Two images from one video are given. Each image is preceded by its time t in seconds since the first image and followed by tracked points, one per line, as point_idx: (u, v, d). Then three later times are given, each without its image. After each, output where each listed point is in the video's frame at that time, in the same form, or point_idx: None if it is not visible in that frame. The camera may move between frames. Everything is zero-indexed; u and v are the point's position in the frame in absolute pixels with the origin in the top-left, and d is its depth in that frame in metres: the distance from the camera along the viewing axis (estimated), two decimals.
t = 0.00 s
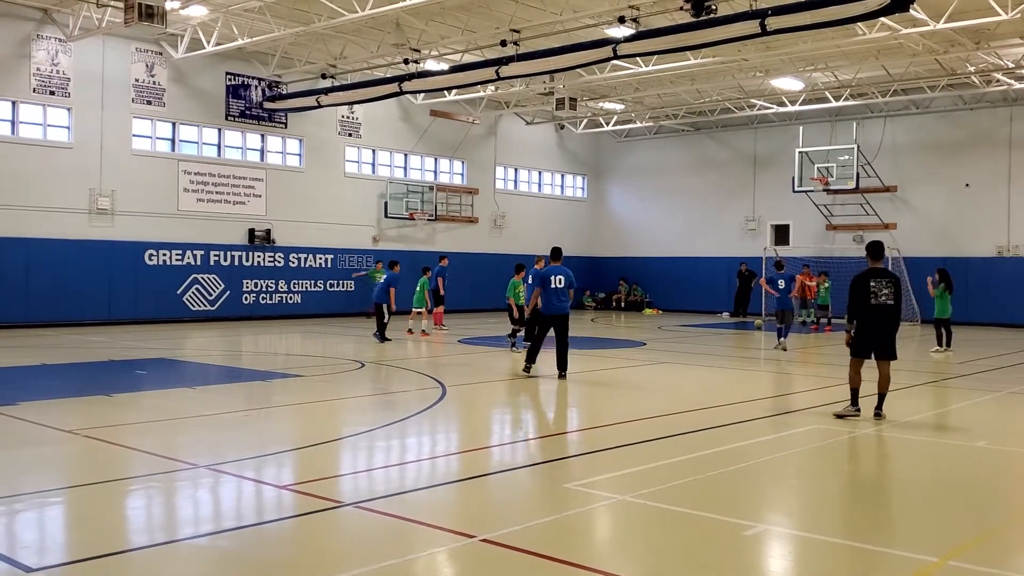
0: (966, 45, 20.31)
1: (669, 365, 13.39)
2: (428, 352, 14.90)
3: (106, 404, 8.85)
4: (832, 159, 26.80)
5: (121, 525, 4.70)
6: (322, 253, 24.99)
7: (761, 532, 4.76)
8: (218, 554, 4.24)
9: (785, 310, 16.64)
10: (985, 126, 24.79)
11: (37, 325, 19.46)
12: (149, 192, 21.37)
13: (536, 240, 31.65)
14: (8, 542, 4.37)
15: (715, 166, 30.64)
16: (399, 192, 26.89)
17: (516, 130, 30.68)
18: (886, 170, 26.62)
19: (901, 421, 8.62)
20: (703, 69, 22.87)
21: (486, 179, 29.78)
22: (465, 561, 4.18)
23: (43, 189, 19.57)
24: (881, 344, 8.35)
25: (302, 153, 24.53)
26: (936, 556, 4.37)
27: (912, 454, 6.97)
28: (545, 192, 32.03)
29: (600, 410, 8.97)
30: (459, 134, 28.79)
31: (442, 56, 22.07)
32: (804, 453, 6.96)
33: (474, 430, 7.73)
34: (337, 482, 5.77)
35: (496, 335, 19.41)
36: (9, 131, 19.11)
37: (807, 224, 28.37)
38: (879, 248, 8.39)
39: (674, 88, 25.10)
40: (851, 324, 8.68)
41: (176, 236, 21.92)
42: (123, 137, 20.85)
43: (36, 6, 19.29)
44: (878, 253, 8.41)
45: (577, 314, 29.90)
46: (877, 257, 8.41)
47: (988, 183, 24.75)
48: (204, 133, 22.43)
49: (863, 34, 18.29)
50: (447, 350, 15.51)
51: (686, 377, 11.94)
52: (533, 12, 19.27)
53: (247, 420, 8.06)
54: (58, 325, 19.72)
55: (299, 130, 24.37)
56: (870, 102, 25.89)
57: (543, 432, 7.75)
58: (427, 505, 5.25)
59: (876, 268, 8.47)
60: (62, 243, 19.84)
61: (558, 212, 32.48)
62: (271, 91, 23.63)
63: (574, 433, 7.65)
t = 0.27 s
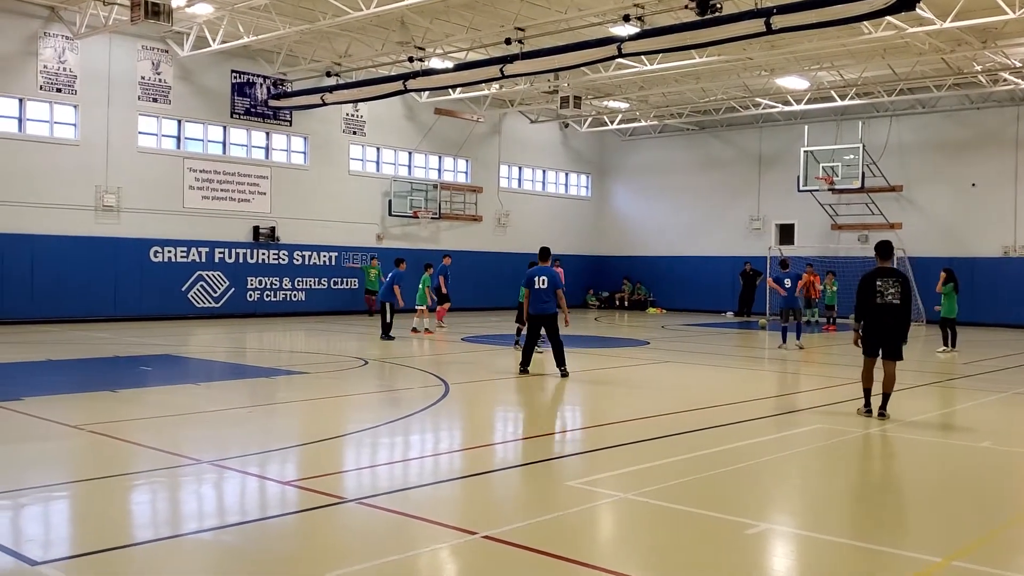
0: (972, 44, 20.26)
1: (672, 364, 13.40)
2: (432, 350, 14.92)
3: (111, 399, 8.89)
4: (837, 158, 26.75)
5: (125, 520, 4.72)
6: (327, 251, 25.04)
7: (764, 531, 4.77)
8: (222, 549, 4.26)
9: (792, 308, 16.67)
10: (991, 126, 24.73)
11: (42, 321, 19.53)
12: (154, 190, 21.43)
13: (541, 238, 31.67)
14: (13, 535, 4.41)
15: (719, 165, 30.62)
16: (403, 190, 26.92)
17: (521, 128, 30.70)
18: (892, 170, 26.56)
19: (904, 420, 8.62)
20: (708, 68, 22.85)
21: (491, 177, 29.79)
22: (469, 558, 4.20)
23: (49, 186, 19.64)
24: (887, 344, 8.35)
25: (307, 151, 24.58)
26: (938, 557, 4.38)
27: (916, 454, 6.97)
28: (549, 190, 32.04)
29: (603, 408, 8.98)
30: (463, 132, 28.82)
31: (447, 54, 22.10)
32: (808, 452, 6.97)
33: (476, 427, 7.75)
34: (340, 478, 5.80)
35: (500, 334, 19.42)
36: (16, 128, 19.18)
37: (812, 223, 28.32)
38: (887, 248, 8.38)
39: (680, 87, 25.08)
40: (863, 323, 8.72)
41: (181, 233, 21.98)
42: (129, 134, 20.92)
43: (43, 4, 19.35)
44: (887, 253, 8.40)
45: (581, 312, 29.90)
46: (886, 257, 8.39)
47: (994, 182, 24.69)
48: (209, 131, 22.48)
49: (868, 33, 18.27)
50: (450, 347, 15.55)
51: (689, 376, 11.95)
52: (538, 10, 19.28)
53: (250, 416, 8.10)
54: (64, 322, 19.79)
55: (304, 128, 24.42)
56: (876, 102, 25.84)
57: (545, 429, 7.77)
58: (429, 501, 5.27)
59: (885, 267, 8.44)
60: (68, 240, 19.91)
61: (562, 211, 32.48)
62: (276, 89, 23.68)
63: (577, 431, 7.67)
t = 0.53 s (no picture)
0: (973, 45, 20.25)
1: (673, 363, 13.40)
2: (432, 349, 14.93)
3: (110, 398, 8.89)
4: (838, 158, 26.74)
5: (125, 519, 4.72)
6: (328, 249, 25.04)
7: (763, 532, 4.77)
8: (221, 549, 4.26)
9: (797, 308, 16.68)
10: (992, 127, 24.70)
11: (43, 319, 19.54)
12: (155, 188, 21.44)
13: (542, 237, 31.66)
14: (13, 534, 4.41)
15: (721, 164, 30.60)
16: (404, 189, 26.92)
17: (522, 127, 30.69)
18: (893, 170, 26.54)
19: (905, 420, 8.60)
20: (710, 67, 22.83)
21: (492, 176, 29.79)
22: (468, 558, 4.19)
23: (50, 184, 19.65)
24: (886, 343, 8.30)
25: (308, 150, 24.57)
26: (937, 557, 4.37)
27: (916, 454, 6.97)
28: (551, 189, 32.03)
29: (603, 408, 8.97)
30: (465, 131, 28.81)
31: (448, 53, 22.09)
32: (808, 452, 6.96)
33: (478, 427, 7.75)
34: (340, 477, 5.80)
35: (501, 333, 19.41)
36: (17, 126, 19.18)
37: (813, 223, 28.31)
38: (887, 248, 8.39)
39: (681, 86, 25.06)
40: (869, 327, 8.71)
41: (182, 232, 21.99)
42: (131, 133, 20.93)
43: (45, 2, 19.34)
44: (888, 253, 8.40)
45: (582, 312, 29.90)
46: (887, 256, 8.40)
47: (995, 183, 24.67)
48: (211, 130, 22.49)
49: (870, 33, 18.26)
50: (450, 346, 15.55)
51: (689, 376, 11.95)
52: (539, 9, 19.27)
53: (250, 415, 8.11)
54: (65, 320, 19.80)
55: (305, 127, 24.41)
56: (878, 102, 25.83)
57: (544, 430, 7.76)
58: (430, 501, 5.27)
59: (887, 269, 8.48)
60: (69, 238, 19.92)
61: (563, 210, 32.46)
62: (278, 87, 23.66)
63: (578, 431, 7.66)
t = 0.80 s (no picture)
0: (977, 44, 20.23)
1: (675, 363, 13.40)
2: (434, 348, 14.94)
3: (112, 397, 8.90)
4: (841, 157, 26.68)
5: (127, 517, 4.73)
6: (330, 249, 25.06)
7: (765, 531, 4.77)
8: (223, 547, 4.27)
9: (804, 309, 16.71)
10: (996, 126, 24.67)
11: (46, 318, 19.56)
12: (158, 187, 21.47)
13: (544, 237, 31.67)
14: (15, 531, 4.42)
15: (723, 164, 30.58)
16: (406, 188, 26.93)
17: (524, 126, 30.69)
18: (896, 169, 26.51)
19: (907, 420, 8.58)
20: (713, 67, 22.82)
21: (494, 176, 29.79)
22: (470, 557, 4.20)
23: (53, 184, 19.68)
24: (887, 342, 8.30)
25: (310, 149, 24.58)
26: (941, 557, 4.37)
27: (919, 454, 6.96)
28: (553, 189, 32.03)
29: (604, 407, 8.97)
30: (467, 131, 28.83)
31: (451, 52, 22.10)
32: (810, 452, 6.96)
33: (478, 426, 7.75)
34: (341, 476, 5.81)
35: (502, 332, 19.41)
36: (20, 125, 19.21)
37: (815, 223, 28.29)
38: (886, 247, 8.38)
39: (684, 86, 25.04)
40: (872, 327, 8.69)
41: (184, 231, 22.01)
42: (134, 132, 20.95)
43: (48, 2, 19.38)
44: (887, 252, 8.39)
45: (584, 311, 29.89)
46: (886, 255, 8.39)
47: (998, 182, 24.64)
48: (213, 129, 22.51)
49: (873, 32, 18.24)
50: (452, 346, 15.55)
51: (691, 375, 11.94)
52: (542, 9, 19.27)
53: (252, 414, 8.13)
54: (68, 319, 19.82)
55: (307, 126, 24.43)
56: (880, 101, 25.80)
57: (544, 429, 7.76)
58: (431, 500, 5.27)
59: (887, 268, 8.47)
60: (72, 237, 19.95)
61: (565, 210, 32.45)
62: (280, 87, 23.69)
63: (580, 431, 7.66)
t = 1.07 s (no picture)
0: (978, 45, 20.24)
1: (676, 363, 13.42)
2: (434, 348, 14.97)
3: (114, 395, 8.93)
4: (842, 157, 26.64)
5: (129, 516, 4.76)
6: (331, 248, 25.10)
7: (767, 532, 4.80)
8: (225, 546, 4.29)
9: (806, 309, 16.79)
10: (997, 127, 24.67)
11: (48, 317, 19.60)
12: (159, 186, 21.49)
13: (545, 236, 31.69)
14: (18, 530, 4.44)
15: (724, 163, 30.60)
16: (407, 187, 26.95)
17: (525, 126, 30.71)
18: (897, 170, 26.51)
19: (907, 421, 8.60)
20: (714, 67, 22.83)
21: (495, 175, 29.81)
22: (472, 557, 4.22)
23: (56, 183, 19.71)
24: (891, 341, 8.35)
25: (312, 148, 24.61)
26: (941, 558, 4.40)
27: (919, 454, 6.99)
28: (554, 188, 32.05)
29: (605, 407, 9.00)
30: (468, 130, 28.85)
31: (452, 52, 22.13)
32: (811, 452, 6.98)
33: (478, 426, 7.77)
34: (342, 475, 5.83)
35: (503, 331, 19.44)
36: (23, 124, 19.24)
37: (816, 223, 28.31)
38: (886, 247, 8.39)
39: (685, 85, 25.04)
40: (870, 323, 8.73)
41: (185, 230, 22.03)
42: (135, 131, 20.97)
43: (51, 1, 19.41)
44: (887, 252, 8.41)
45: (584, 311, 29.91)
46: (886, 255, 8.41)
47: (999, 183, 24.65)
48: (215, 128, 22.53)
49: (874, 32, 18.25)
50: (453, 345, 15.58)
51: (691, 375, 11.97)
52: (543, 8, 19.28)
53: (253, 413, 8.16)
54: (69, 318, 19.85)
55: (308, 125, 24.45)
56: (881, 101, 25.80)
57: (544, 429, 7.79)
58: (432, 500, 5.29)
59: (885, 266, 8.46)
60: (73, 236, 19.98)
61: (566, 209, 32.46)
62: (282, 86, 23.72)
63: (580, 430, 7.69)
